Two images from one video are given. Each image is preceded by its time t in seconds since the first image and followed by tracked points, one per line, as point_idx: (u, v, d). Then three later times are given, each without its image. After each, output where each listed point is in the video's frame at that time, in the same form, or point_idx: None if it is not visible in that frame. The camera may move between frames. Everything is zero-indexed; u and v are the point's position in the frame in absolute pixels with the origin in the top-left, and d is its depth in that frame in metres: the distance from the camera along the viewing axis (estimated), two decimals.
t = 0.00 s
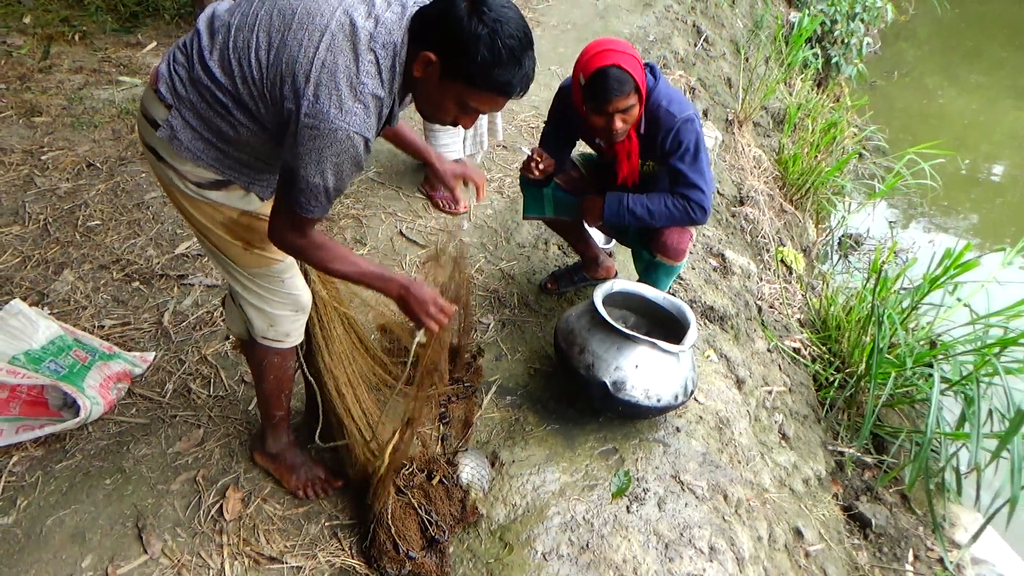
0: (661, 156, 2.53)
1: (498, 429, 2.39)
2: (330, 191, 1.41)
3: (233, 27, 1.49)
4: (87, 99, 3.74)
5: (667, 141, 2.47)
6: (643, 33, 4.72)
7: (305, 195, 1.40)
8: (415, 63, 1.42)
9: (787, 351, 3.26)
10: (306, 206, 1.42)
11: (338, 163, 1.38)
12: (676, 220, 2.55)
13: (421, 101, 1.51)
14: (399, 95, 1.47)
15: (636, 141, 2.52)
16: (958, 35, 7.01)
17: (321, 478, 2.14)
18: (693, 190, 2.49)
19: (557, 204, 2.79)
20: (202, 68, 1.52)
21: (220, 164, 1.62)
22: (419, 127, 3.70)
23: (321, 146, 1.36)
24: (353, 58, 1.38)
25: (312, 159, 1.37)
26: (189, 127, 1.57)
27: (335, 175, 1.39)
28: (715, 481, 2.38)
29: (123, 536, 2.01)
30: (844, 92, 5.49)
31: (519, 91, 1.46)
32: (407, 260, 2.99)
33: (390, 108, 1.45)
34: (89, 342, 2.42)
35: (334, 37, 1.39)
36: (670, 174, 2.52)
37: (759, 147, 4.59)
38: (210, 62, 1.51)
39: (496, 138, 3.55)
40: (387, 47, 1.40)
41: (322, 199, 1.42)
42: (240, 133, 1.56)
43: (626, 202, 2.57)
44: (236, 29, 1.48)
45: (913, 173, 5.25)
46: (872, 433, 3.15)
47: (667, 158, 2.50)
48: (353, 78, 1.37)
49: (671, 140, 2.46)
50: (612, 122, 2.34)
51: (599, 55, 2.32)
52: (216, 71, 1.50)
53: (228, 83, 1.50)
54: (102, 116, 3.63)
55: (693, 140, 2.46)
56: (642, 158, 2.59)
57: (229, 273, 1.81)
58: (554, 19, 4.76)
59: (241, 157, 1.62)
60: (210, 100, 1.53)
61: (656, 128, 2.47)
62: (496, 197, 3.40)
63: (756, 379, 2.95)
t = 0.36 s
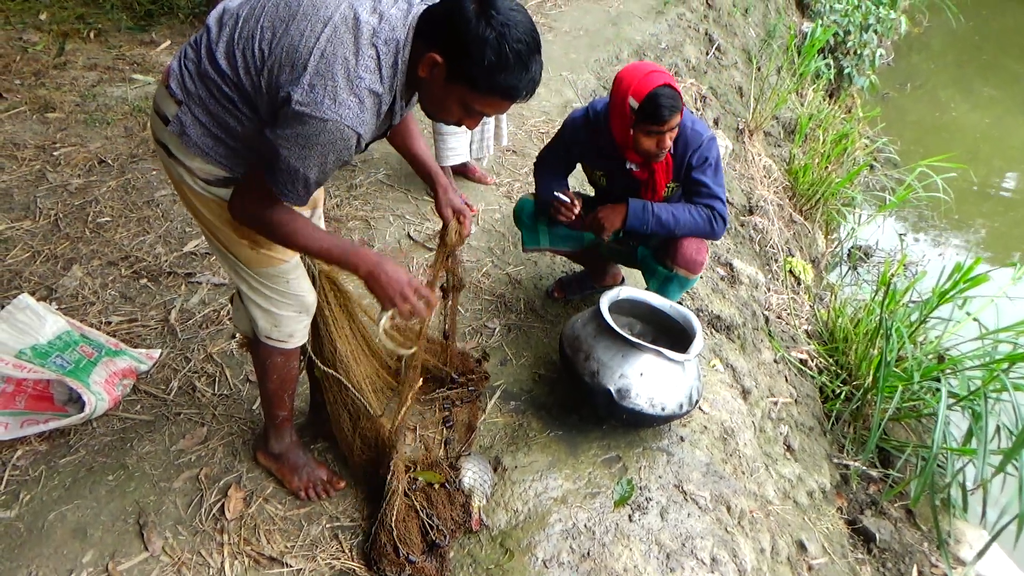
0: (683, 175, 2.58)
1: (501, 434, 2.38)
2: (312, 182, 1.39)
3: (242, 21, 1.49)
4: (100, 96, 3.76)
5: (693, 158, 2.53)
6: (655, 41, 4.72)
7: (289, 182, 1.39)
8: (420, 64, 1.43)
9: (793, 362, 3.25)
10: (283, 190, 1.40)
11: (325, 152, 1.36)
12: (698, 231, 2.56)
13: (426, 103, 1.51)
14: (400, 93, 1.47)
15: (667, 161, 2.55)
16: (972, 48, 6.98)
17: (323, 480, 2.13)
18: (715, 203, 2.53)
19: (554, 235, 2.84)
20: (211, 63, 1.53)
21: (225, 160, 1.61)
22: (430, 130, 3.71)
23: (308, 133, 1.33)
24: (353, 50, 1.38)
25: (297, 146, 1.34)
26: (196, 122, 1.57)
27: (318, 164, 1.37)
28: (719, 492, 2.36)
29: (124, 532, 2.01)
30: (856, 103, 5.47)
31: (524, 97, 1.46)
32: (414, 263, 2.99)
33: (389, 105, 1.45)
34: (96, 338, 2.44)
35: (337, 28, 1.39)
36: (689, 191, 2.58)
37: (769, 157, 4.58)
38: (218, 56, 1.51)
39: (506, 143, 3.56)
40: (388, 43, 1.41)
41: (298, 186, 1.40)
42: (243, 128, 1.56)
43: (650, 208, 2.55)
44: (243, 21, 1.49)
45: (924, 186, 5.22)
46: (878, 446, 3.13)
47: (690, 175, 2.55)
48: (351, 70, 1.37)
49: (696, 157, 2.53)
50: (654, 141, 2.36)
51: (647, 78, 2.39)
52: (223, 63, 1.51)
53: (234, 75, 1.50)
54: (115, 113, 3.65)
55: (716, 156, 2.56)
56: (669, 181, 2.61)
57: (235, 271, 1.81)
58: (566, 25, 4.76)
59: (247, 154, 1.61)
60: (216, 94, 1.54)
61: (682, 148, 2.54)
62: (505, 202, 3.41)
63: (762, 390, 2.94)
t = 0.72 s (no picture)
0: (696, 170, 2.63)
1: (503, 438, 2.38)
2: (346, 210, 1.45)
3: (241, 35, 1.49)
4: (108, 95, 3.78)
5: (705, 152, 2.59)
6: (662, 46, 4.72)
7: (320, 212, 1.45)
8: (413, 88, 1.42)
9: (798, 369, 3.23)
10: (325, 224, 1.47)
11: (347, 185, 1.41)
12: (720, 220, 2.59)
13: (420, 123, 1.51)
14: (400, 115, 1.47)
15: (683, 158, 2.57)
16: (980, 57, 6.96)
17: (325, 482, 2.13)
18: (732, 193, 2.59)
19: (563, 257, 2.82)
20: (210, 68, 1.53)
21: (226, 163, 1.62)
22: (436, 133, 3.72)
23: (328, 167, 1.39)
24: (353, 78, 1.38)
25: (324, 184, 1.40)
26: (197, 125, 1.57)
27: (349, 199, 1.43)
28: (721, 498, 2.35)
29: (125, 532, 2.01)
30: (863, 111, 5.46)
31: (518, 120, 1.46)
32: (418, 265, 2.99)
33: (390, 128, 1.45)
34: (100, 337, 2.44)
35: (335, 56, 1.39)
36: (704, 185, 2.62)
37: (775, 163, 4.57)
38: (218, 64, 1.52)
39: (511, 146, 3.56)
40: (386, 67, 1.40)
41: (338, 220, 1.46)
42: (245, 135, 1.56)
43: (674, 200, 2.55)
44: (243, 37, 1.49)
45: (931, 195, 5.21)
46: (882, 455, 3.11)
47: (705, 168, 2.61)
48: (352, 99, 1.38)
49: (709, 150, 2.58)
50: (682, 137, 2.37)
51: (670, 70, 2.38)
52: (223, 74, 1.51)
53: (234, 84, 1.50)
54: (123, 113, 3.67)
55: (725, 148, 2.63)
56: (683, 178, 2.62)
57: (238, 269, 1.81)
58: (573, 30, 4.77)
59: (247, 155, 1.60)
60: (216, 99, 1.54)
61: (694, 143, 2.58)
62: (510, 205, 3.41)
63: (766, 397, 2.93)
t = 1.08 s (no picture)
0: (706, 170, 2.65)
1: (506, 441, 2.37)
2: (306, 183, 1.36)
3: (240, 20, 1.50)
4: (112, 98, 3.78)
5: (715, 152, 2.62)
6: (665, 51, 4.72)
7: (278, 183, 1.35)
8: (418, 57, 1.41)
9: (800, 374, 3.23)
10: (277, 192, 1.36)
11: (316, 152, 1.34)
12: (730, 219, 2.62)
13: (427, 96, 1.49)
14: (398, 89, 1.45)
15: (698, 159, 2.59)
16: (982, 62, 6.96)
17: (327, 484, 2.13)
18: (741, 192, 2.63)
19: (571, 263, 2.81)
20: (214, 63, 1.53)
21: (231, 162, 1.62)
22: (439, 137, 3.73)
23: (300, 131, 1.32)
24: (345, 46, 1.37)
25: (289, 146, 1.32)
26: (202, 121, 1.58)
27: (310, 167, 1.34)
28: (724, 503, 2.35)
29: (127, 534, 2.01)
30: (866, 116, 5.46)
31: (525, 83, 1.44)
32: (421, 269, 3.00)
33: (385, 101, 1.43)
34: (103, 339, 2.45)
35: (329, 26, 1.39)
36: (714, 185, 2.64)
37: (778, 168, 4.58)
38: (221, 57, 1.52)
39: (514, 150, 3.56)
40: (382, 39, 1.40)
41: (294, 188, 1.36)
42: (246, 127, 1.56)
43: (686, 199, 2.55)
44: (242, 20, 1.50)
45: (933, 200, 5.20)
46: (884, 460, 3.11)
47: (716, 167, 2.63)
48: (341, 67, 1.36)
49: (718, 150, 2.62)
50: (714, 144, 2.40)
51: (693, 79, 2.37)
52: (222, 60, 1.51)
53: (235, 72, 1.50)
54: (126, 115, 3.67)
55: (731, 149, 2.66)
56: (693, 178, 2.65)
57: (240, 273, 1.80)
58: (576, 34, 4.78)
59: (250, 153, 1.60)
60: (219, 93, 1.54)
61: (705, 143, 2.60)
62: (513, 209, 3.42)
63: (768, 402, 2.92)
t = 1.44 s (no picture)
0: (713, 182, 2.58)
1: (512, 445, 2.37)
2: (303, 160, 1.35)
3: (249, 13, 1.50)
4: (120, 100, 3.80)
5: (724, 166, 2.52)
6: (671, 55, 4.73)
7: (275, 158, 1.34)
8: (429, 33, 1.40)
9: (806, 380, 3.22)
10: (272, 167, 1.36)
11: (314, 129, 1.31)
12: (728, 237, 2.56)
13: (437, 75, 1.48)
14: (405, 69, 1.44)
15: (697, 167, 2.53)
16: (987, 69, 6.96)
17: (332, 487, 2.13)
18: (747, 211, 2.55)
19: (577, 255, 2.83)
20: (223, 63, 1.52)
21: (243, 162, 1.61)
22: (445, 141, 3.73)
23: (301, 105, 1.29)
24: (350, 24, 1.35)
25: (287, 123, 1.31)
26: (213, 123, 1.57)
27: (308, 145, 1.33)
28: (731, 509, 2.34)
29: (135, 535, 2.01)
30: (871, 121, 5.46)
31: (536, 59, 1.45)
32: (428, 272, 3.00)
33: (390, 82, 1.41)
34: (110, 340, 2.45)
35: (333, 6, 1.37)
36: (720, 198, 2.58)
37: (784, 173, 4.57)
38: (230, 54, 1.50)
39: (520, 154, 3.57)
40: (388, 18, 1.39)
41: (288, 163, 1.35)
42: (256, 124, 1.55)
43: (682, 214, 2.52)
44: (251, 14, 1.50)
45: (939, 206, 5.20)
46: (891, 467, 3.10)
47: (722, 182, 2.55)
48: (345, 45, 1.33)
49: (727, 165, 2.52)
50: (688, 145, 2.33)
51: (682, 78, 2.38)
52: (230, 54, 1.50)
53: (245, 68, 1.49)
54: (134, 117, 3.68)
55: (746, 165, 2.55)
56: (698, 188, 2.60)
57: (249, 276, 1.80)
58: (582, 39, 4.78)
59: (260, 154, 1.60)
60: (230, 92, 1.53)
61: (714, 156, 2.51)
62: (519, 213, 3.42)
63: (775, 407, 2.92)
